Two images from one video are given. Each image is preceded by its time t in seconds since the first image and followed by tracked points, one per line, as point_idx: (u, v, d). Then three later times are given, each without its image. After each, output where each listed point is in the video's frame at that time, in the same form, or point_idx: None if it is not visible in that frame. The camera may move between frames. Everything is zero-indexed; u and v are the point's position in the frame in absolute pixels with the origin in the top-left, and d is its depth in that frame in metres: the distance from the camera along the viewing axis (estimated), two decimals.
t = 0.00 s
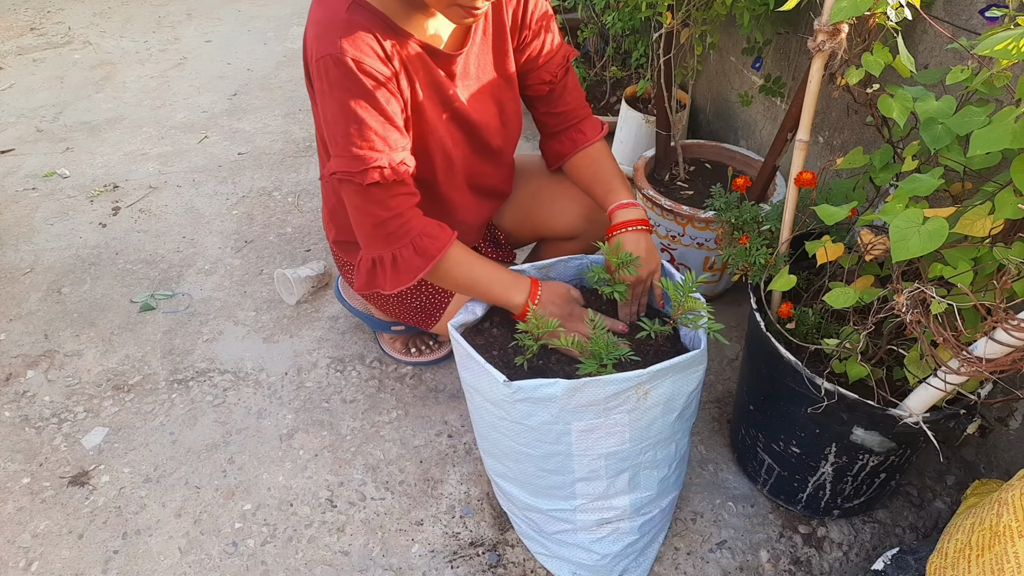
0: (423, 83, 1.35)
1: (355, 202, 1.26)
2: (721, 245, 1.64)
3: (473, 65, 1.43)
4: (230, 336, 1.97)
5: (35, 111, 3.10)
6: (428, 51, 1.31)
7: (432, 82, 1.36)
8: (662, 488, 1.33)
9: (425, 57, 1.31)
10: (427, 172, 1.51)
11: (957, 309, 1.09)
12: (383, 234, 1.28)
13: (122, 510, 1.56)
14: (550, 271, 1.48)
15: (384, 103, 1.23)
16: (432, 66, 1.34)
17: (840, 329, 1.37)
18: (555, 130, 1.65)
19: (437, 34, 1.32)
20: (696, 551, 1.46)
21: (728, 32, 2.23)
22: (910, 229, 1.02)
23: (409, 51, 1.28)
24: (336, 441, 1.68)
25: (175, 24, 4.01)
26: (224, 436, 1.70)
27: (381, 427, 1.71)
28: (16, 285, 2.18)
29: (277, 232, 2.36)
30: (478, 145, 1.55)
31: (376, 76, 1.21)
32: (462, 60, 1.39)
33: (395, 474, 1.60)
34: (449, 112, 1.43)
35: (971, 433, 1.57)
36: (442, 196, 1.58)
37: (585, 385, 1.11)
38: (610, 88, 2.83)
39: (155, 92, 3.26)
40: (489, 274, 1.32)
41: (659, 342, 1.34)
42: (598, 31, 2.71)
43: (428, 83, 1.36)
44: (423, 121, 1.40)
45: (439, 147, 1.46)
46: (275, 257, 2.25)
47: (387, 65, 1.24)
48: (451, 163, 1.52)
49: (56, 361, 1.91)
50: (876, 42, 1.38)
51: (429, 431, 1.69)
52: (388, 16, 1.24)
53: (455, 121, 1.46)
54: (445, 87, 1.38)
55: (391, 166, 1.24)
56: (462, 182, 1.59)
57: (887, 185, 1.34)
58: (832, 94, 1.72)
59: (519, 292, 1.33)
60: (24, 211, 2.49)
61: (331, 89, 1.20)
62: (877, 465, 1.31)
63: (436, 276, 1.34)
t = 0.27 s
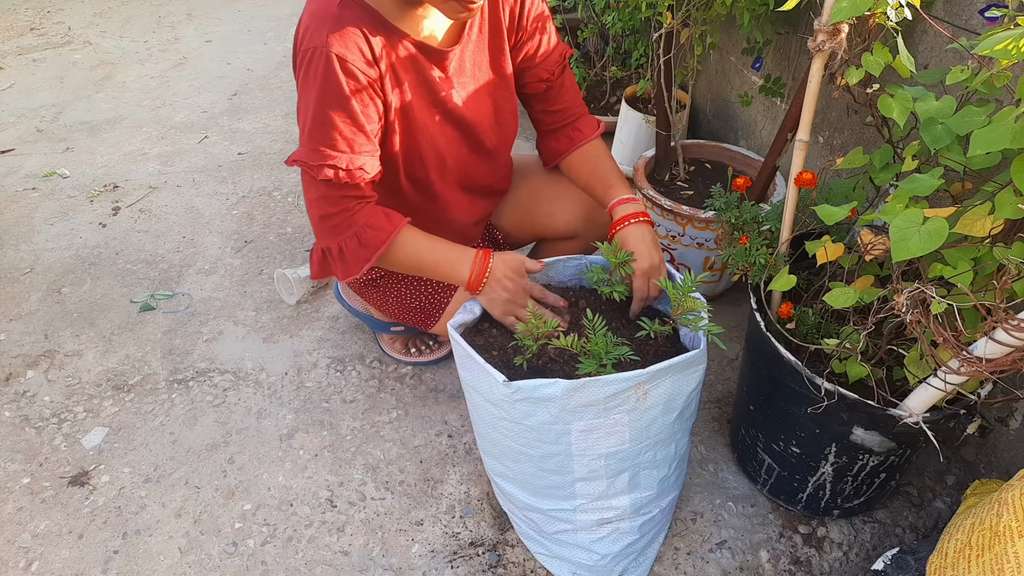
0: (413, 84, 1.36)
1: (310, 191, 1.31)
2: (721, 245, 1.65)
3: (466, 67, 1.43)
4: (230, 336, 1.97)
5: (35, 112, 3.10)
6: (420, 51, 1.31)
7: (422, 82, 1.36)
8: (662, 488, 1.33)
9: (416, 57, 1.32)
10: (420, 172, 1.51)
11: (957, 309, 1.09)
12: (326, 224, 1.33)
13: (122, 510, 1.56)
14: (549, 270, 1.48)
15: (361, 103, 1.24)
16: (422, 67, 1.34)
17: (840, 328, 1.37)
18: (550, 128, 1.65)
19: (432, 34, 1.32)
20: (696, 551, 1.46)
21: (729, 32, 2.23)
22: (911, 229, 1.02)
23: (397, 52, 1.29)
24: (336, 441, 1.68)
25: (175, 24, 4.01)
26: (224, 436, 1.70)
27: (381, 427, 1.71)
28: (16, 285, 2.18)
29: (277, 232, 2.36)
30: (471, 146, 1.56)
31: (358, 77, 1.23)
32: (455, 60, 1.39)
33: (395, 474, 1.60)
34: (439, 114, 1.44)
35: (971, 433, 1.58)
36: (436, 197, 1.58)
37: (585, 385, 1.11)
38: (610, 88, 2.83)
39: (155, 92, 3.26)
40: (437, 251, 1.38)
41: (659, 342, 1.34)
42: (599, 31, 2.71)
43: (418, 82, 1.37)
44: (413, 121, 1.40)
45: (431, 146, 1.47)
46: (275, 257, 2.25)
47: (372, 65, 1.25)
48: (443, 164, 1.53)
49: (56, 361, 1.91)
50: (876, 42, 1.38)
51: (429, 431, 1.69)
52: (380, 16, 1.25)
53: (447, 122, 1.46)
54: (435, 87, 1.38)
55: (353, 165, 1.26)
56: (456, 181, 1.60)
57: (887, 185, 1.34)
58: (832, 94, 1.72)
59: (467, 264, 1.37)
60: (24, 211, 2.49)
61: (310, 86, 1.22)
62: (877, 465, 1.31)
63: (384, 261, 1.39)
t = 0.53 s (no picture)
0: (420, 83, 1.35)
1: (301, 183, 1.31)
2: (721, 245, 1.65)
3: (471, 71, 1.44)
4: (230, 336, 1.97)
5: (35, 112, 3.10)
6: (427, 50, 1.31)
7: (426, 80, 1.36)
8: (662, 488, 1.33)
9: (424, 55, 1.32)
10: (425, 171, 1.52)
11: (958, 309, 1.09)
12: (316, 216, 1.32)
13: (122, 510, 1.56)
14: (549, 270, 1.48)
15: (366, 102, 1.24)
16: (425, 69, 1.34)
17: (840, 328, 1.37)
18: (546, 124, 1.66)
19: (442, 33, 1.32)
20: (696, 551, 1.46)
21: (729, 32, 2.23)
22: (911, 229, 1.02)
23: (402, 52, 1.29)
24: (336, 441, 1.68)
25: (175, 24, 4.01)
26: (224, 436, 1.70)
27: (381, 427, 1.71)
28: (16, 285, 2.18)
29: (277, 232, 2.36)
30: (475, 144, 1.55)
31: (366, 77, 1.22)
32: (460, 61, 1.39)
33: (395, 474, 1.60)
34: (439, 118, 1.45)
35: (970, 433, 1.58)
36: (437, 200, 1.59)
37: (585, 385, 1.11)
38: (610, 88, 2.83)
39: (155, 92, 3.26)
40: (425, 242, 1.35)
41: (659, 342, 1.34)
42: (599, 31, 2.71)
43: (425, 81, 1.36)
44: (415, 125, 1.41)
45: (434, 147, 1.47)
46: (275, 257, 2.25)
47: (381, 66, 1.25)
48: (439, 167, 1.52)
49: (56, 361, 1.91)
50: (876, 42, 1.38)
51: (429, 431, 1.69)
52: (393, 17, 1.25)
53: (451, 121, 1.46)
54: (442, 86, 1.38)
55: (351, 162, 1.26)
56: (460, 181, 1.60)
57: (887, 185, 1.34)
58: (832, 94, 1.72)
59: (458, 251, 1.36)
60: (24, 211, 2.49)
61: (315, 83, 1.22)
62: (877, 465, 1.31)
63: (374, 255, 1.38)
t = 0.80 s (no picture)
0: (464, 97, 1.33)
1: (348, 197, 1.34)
2: (721, 245, 1.65)
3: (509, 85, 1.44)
4: (230, 336, 1.97)
5: (35, 112, 3.10)
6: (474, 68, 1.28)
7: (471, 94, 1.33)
8: (662, 488, 1.33)
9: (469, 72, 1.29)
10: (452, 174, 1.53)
11: (958, 309, 1.09)
12: (362, 227, 1.37)
13: (122, 510, 1.56)
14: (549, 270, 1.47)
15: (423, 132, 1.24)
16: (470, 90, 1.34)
17: (840, 329, 1.37)
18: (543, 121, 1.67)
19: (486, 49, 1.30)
20: (696, 551, 1.46)
21: (728, 32, 2.23)
22: (911, 229, 1.02)
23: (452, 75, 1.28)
24: (336, 441, 1.68)
25: (175, 24, 4.01)
26: (224, 436, 1.70)
27: (381, 427, 1.71)
28: (16, 285, 2.18)
29: (277, 232, 2.35)
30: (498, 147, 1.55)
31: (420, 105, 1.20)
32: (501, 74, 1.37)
33: (395, 474, 1.60)
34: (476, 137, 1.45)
35: (970, 433, 1.58)
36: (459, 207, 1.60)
37: (585, 385, 1.11)
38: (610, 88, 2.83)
39: (155, 92, 3.26)
40: (459, 246, 1.34)
41: (659, 342, 1.34)
42: (599, 32, 2.71)
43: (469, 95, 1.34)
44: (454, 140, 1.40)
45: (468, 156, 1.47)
46: (275, 257, 2.25)
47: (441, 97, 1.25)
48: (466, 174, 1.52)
49: (56, 361, 1.91)
50: (876, 42, 1.38)
51: (429, 431, 1.69)
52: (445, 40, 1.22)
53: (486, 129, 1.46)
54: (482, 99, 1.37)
55: (402, 186, 1.28)
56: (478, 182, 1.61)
57: (887, 185, 1.34)
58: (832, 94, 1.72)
59: (494, 249, 1.33)
60: (24, 211, 2.49)
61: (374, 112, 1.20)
62: (877, 465, 1.31)
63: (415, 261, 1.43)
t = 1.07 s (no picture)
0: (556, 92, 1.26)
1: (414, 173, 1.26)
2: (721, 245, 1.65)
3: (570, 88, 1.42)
4: (230, 336, 1.97)
5: (35, 112, 3.10)
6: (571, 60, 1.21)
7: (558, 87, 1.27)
8: (663, 488, 1.33)
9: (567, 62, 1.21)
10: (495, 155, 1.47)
11: (958, 309, 1.09)
12: (422, 207, 1.29)
13: (122, 510, 1.56)
14: (549, 270, 1.48)
15: (509, 137, 1.18)
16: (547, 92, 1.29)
17: (840, 329, 1.37)
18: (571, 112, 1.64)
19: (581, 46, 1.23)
20: (696, 551, 1.46)
21: (728, 32, 2.23)
22: (910, 229, 1.02)
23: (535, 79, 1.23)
24: (336, 441, 1.68)
25: (175, 24, 4.01)
26: (224, 436, 1.70)
27: (382, 427, 1.71)
28: (16, 285, 2.18)
29: (277, 232, 2.35)
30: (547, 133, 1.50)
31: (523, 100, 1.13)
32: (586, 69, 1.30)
33: (395, 474, 1.60)
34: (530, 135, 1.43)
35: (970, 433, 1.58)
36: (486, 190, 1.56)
37: (586, 385, 1.11)
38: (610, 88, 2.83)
39: (155, 92, 3.26)
40: (514, 226, 1.24)
41: (659, 342, 1.34)
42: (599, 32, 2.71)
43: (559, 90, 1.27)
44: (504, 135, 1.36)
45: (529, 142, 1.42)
46: (275, 257, 2.25)
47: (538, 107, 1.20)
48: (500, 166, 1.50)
49: (56, 361, 1.91)
50: (876, 42, 1.38)
51: (429, 431, 1.69)
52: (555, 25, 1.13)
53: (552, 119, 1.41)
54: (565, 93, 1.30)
55: (478, 186, 1.23)
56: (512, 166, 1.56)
57: (887, 185, 1.34)
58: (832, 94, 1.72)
59: (545, 224, 1.23)
60: (24, 211, 2.49)
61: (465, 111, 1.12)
62: (877, 465, 1.31)
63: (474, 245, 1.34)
